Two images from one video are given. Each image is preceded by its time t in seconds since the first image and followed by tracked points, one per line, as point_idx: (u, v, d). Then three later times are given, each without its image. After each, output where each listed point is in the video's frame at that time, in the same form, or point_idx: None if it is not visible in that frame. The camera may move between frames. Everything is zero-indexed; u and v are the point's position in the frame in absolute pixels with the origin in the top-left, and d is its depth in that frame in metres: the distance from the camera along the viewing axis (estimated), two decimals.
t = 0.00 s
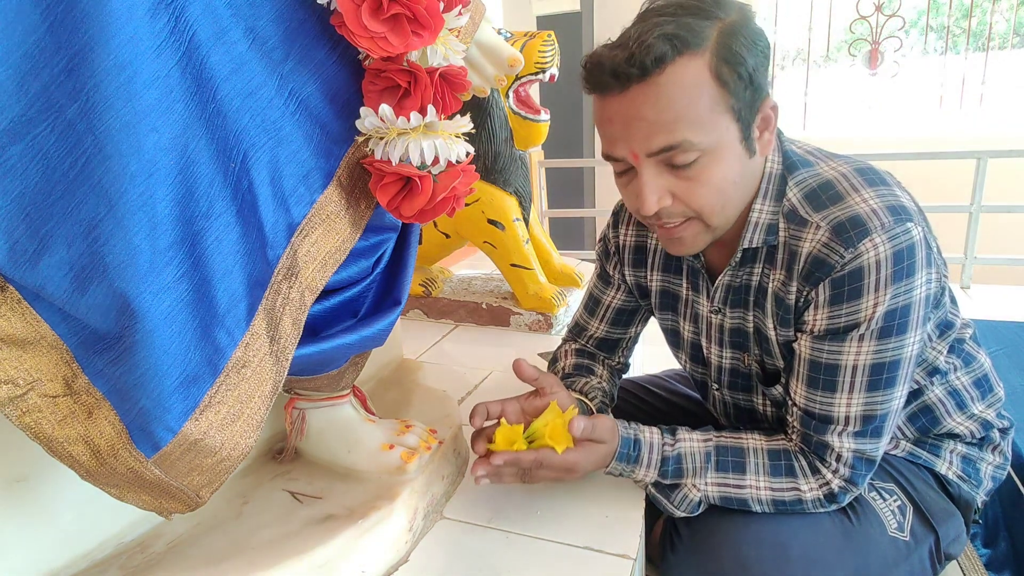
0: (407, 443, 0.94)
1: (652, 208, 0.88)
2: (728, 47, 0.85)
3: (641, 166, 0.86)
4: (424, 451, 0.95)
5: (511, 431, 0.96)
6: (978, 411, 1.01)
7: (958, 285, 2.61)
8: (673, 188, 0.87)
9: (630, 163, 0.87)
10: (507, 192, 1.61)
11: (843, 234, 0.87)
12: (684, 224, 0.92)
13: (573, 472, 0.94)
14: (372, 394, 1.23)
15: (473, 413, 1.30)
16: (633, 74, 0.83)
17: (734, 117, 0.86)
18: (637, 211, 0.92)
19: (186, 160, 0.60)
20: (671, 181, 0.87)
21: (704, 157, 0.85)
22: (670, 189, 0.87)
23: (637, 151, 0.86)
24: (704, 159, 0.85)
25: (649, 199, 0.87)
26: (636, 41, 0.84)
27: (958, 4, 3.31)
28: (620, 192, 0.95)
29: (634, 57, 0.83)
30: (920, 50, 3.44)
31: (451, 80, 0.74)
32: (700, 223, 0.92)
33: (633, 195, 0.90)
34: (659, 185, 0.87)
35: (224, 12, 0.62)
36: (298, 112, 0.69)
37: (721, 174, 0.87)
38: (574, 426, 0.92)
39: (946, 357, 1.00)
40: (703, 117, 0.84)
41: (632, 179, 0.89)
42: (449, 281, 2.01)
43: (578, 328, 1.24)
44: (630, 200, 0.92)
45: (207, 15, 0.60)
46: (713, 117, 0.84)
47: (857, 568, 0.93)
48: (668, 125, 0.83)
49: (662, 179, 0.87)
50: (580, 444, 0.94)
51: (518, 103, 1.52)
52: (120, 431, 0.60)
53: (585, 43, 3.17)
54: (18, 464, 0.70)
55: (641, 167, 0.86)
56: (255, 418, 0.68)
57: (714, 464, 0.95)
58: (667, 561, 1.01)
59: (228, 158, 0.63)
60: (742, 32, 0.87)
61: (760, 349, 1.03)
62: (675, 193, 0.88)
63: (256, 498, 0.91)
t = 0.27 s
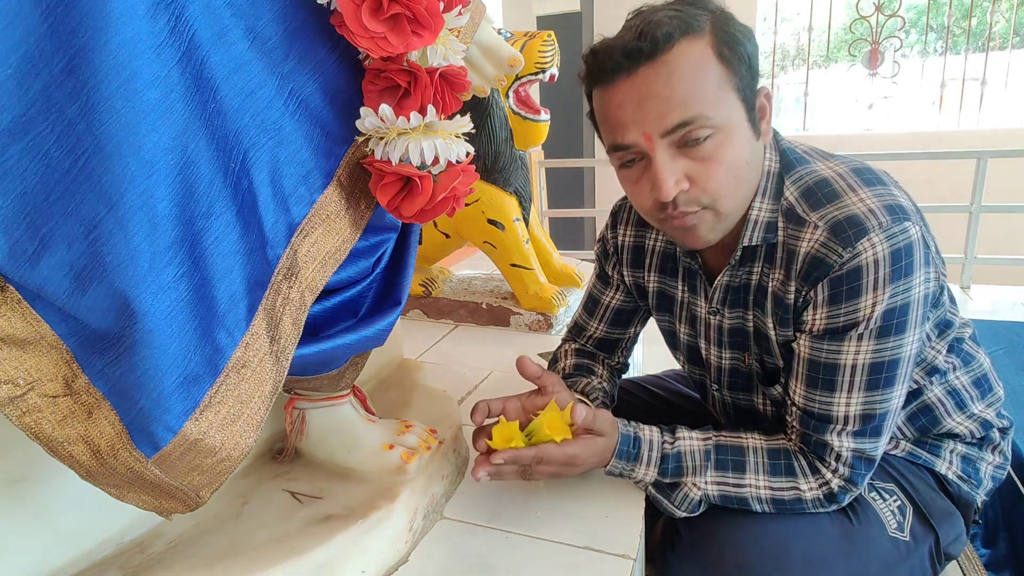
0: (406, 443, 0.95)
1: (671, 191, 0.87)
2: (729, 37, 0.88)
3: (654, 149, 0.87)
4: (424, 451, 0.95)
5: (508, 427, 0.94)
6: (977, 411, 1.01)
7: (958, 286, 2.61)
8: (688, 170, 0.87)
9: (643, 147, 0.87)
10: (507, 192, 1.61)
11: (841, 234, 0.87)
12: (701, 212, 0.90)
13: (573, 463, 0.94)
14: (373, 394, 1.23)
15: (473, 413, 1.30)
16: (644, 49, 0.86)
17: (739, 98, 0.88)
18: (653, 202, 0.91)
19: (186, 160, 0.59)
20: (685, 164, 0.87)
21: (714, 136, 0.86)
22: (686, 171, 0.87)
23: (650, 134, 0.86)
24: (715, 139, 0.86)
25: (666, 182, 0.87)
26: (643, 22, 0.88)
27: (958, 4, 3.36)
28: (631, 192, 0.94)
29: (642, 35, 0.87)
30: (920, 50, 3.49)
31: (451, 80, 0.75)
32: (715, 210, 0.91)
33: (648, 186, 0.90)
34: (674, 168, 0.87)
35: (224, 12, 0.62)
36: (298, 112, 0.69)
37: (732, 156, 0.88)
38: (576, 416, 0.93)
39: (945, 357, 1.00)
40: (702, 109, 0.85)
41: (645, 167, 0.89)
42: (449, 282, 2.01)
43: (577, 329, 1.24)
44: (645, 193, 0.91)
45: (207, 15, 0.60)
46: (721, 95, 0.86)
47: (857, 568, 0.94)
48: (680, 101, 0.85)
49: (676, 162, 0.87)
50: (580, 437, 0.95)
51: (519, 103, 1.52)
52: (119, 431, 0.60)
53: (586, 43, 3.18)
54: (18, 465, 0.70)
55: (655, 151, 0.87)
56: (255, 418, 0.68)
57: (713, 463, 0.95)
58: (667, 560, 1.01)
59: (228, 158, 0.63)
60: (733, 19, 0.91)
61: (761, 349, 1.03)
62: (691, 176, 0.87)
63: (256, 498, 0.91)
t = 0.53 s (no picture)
0: (406, 443, 0.95)
1: (685, 184, 0.86)
2: (729, 34, 0.91)
3: (664, 142, 0.87)
4: (424, 451, 0.95)
5: (512, 422, 0.97)
6: (976, 410, 1.01)
7: (958, 286, 2.61)
8: (700, 163, 0.87)
9: (653, 140, 0.87)
10: (507, 192, 1.61)
11: (835, 234, 0.87)
12: (713, 205, 0.90)
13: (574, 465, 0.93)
14: (373, 394, 1.23)
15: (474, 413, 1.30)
16: (653, 40, 0.87)
17: (741, 92, 0.90)
18: (665, 198, 0.90)
19: (186, 160, 0.59)
20: (697, 156, 0.87)
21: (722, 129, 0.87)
22: (698, 164, 0.86)
23: (660, 125, 0.86)
24: (723, 130, 0.87)
25: (680, 175, 0.86)
26: (650, 16, 0.90)
27: (958, 4, 3.36)
28: (637, 191, 0.93)
29: (650, 27, 0.89)
30: (920, 50, 3.49)
31: (451, 80, 0.75)
32: (726, 203, 0.90)
33: (658, 182, 0.89)
34: (686, 161, 0.86)
35: (224, 12, 0.62)
36: (298, 112, 0.69)
37: (740, 147, 0.88)
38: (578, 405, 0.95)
39: (942, 356, 1.00)
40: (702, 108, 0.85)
41: (655, 162, 0.89)
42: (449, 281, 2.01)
43: (576, 329, 1.24)
44: (655, 189, 0.90)
45: (207, 15, 0.60)
46: (726, 87, 0.88)
47: (858, 567, 0.94)
48: (689, 91, 0.86)
49: (686, 156, 0.86)
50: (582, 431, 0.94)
51: (519, 103, 1.52)
52: (120, 431, 0.60)
53: (586, 43, 3.18)
54: (18, 464, 0.70)
55: (665, 144, 0.87)
56: (255, 418, 0.68)
57: (713, 462, 0.95)
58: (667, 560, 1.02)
59: (228, 158, 0.63)
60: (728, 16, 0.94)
61: (757, 348, 1.03)
62: (702, 169, 0.87)
63: (256, 498, 0.91)
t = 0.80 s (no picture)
0: (407, 443, 0.95)
1: (682, 184, 0.86)
2: (730, 35, 0.91)
3: (664, 142, 0.87)
4: (424, 451, 0.95)
5: (507, 436, 0.94)
6: (976, 410, 1.01)
7: (958, 286, 2.61)
8: (699, 163, 0.87)
9: (652, 140, 0.87)
10: (507, 192, 1.61)
11: (834, 233, 0.87)
12: (711, 205, 0.90)
13: (574, 465, 0.94)
14: (373, 394, 1.23)
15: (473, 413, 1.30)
16: (653, 40, 0.87)
17: (741, 93, 0.90)
18: (662, 197, 0.90)
19: (186, 160, 0.59)
20: (695, 157, 0.87)
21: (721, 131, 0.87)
22: (697, 164, 0.87)
23: (660, 126, 0.86)
24: (722, 131, 0.87)
25: (677, 175, 0.86)
26: (651, 16, 0.90)
27: (958, 4, 3.36)
28: (635, 190, 0.93)
29: (651, 28, 0.88)
30: (920, 50, 3.49)
31: (451, 80, 0.75)
32: (725, 202, 0.90)
33: (656, 181, 0.89)
34: (684, 161, 0.87)
35: (224, 12, 0.62)
36: (298, 112, 0.69)
37: (740, 147, 0.88)
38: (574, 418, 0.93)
39: (942, 356, 1.00)
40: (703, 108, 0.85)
41: (654, 162, 0.89)
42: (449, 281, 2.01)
43: (576, 329, 1.24)
44: (652, 188, 0.90)
45: (207, 15, 0.60)
46: (726, 88, 0.87)
47: (858, 567, 0.93)
48: (690, 92, 0.85)
49: (685, 156, 0.87)
50: (580, 442, 0.95)
51: (519, 103, 1.51)
52: (120, 431, 0.60)
53: (586, 43, 3.18)
54: (18, 464, 0.70)
55: (664, 144, 0.87)
56: (255, 418, 0.68)
57: (712, 464, 0.95)
58: (668, 560, 1.02)
59: (228, 158, 0.63)
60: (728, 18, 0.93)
61: (757, 348, 1.03)
62: (701, 169, 0.87)
63: (256, 498, 0.91)
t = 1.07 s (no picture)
0: (406, 443, 0.95)
1: (683, 183, 0.86)
2: (732, 35, 0.91)
3: (665, 141, 0.87)
4: (424, 451, 0.95)
5: (508, 436, 0.95)
6: (976, 410, 1.01)
7: (958, 286, 2.61)
8: (700, 162, 0.87)
9: (653, 138, 0.87)
10: (507, 192, 1.61)
11: (834, 233, 0.87)
12: (712, 205, 0.90)
13: (574, 465, 0.94)
14: (373, 394, 1.23)
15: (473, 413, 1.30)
16: (655, 39, 0.87)
17: (742, 93, 0.90)
18: (662, 196, 0.90)
19: (186, 160, 0.59)
20: (697, 157, 0.87)
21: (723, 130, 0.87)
22: (698, 163, 0.87)
23: (661, 124, 0.86)
24: (724, 130, 0.87)
25: (678, 174, 0.86)
26: (654, 15, 0.90)
27: (958, 4, 3.36)
28: (635, 188, 0.93)
29: (654, 27, 0.88)
30: (920, 50, 3.49)
31: (451, 80, 0.75)
32: (725, 201, 0.90)
33: (656, 180, 0.89)
34: (685, 160, 0.86)
35: (224, 12, 0.62)
36: (298, 112, 0.69)
37: (741, 147, 0.88)
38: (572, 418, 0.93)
39: (942, 356, 1.00)
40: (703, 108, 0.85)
41: (655, 160, 0.89)
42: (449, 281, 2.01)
43: (575, 329, 1.24)
44: (653, 188, 0.90)
45: (207, 15, 0.60)
46: (726, 88, 0.87)
47: (858, 567, 0.93)
48: (691, 91, 0.85)
49: (685, 155, 0.87)
50: (579, 443, 0.95)
51: (519, 103, 1.51)
52: (119, 431, 0.60)
53: (586, 43, 3.18)
54: (18, 464, 0.70)
55: (665, 143, 0.87)
56: (255, 418, 0.68)
57: (711, 465, 0.95)
58: (668, 560, 1.02)
59: (228, 158, 0.63)
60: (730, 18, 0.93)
61: (757, 348, 1.03)
62: (702, 168, 0.87)
63: (256, 498, 0.91)
